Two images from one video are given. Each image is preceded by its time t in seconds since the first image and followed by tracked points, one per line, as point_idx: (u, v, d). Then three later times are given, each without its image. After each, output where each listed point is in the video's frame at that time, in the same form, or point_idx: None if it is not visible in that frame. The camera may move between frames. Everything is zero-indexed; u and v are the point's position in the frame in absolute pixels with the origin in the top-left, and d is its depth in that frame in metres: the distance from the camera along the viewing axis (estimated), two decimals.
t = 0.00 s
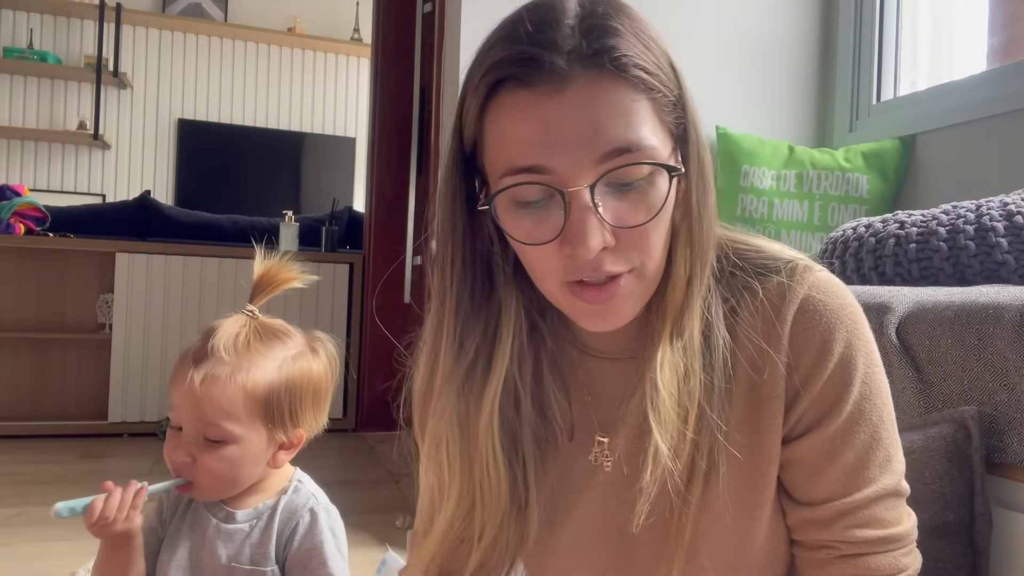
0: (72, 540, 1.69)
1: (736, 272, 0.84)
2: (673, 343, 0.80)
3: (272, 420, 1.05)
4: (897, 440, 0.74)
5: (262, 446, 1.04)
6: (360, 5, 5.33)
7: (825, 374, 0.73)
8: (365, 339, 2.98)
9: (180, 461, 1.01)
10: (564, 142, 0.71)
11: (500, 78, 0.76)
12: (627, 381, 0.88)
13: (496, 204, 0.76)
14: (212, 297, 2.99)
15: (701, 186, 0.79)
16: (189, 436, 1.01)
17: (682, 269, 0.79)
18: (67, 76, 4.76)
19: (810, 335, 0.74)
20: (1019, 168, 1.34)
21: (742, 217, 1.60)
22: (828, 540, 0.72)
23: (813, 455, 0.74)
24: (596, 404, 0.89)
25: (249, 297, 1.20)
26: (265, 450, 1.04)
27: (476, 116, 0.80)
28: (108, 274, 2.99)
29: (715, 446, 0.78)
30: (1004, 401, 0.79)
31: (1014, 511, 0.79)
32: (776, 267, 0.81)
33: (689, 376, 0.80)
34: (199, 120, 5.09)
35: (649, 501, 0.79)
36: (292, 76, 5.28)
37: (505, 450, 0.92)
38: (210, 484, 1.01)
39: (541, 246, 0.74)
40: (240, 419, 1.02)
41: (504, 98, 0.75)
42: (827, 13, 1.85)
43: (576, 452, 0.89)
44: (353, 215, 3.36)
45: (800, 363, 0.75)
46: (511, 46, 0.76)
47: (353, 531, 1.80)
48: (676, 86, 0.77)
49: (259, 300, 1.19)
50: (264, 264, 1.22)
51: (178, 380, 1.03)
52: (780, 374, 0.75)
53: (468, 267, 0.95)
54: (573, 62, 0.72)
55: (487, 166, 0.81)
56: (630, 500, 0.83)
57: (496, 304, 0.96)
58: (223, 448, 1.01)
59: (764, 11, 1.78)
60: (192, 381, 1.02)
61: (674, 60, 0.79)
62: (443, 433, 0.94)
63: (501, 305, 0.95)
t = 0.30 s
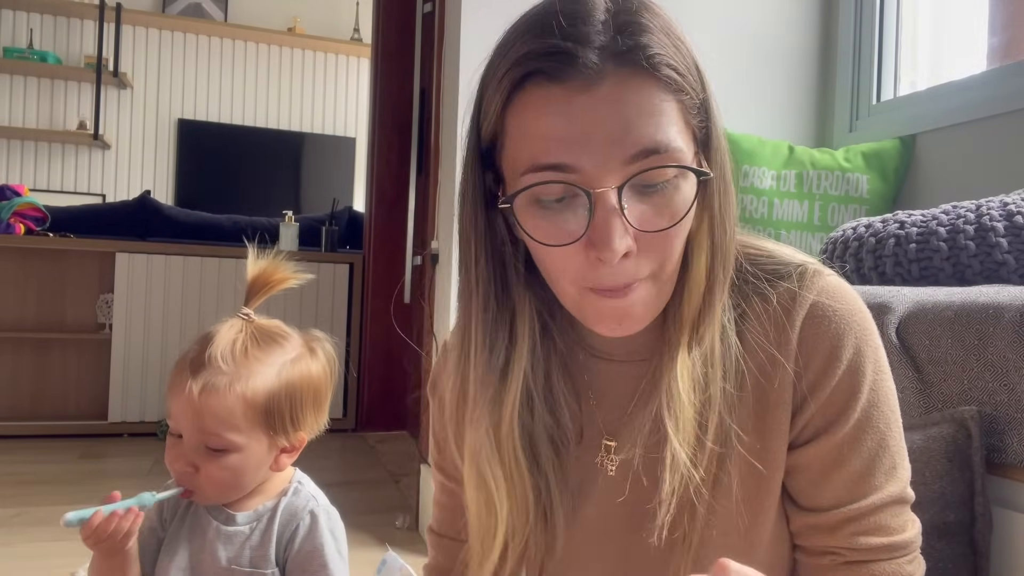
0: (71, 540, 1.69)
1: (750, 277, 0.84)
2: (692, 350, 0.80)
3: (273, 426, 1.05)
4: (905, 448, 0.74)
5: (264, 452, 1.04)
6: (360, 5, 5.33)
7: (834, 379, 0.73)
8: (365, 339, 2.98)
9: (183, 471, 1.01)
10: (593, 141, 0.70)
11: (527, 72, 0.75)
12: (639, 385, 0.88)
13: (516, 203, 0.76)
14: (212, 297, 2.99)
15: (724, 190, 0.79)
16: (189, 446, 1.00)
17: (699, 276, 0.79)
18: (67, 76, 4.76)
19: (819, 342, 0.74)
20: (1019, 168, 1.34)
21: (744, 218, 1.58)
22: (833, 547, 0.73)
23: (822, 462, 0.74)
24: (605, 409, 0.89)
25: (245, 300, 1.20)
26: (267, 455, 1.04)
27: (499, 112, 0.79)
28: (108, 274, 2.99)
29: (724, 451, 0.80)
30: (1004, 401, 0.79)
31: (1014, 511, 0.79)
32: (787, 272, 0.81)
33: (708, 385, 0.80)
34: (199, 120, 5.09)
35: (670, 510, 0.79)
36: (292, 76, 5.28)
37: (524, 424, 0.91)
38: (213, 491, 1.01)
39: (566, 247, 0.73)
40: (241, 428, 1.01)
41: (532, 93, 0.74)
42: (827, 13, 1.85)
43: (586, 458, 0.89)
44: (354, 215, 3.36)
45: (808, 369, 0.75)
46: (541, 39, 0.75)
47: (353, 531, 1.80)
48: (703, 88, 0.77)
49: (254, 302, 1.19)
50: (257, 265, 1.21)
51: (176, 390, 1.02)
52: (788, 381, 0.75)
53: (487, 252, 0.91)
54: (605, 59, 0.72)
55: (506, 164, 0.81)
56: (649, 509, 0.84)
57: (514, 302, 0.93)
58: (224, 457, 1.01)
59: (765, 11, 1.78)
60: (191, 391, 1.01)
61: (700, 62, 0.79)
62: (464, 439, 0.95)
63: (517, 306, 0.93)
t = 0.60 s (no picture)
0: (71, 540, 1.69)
1: (762, 278, 0.83)
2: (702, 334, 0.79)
3: (275, 429, 1.05)
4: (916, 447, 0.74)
5: (267, 455, 1.04)
6: (360, 5, 5.33)
7: (848, 378, 0.73)
8: (366, 339, 2.98)
9: (188, 478, 1.00)
10: (556, 155, 0.71)
11: (497, 88, 0.76)
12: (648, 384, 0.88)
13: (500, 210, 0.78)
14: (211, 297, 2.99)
15: (719, 193, 0.77)
16: (192, 453, 1.00)
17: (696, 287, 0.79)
18: (67, 76, 4.76)
19: (832, 341, 0.75)
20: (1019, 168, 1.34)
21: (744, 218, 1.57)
22: (841, 546, 0.73)
23: (830, 464, 0.74)
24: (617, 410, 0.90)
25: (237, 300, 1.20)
26: (270, 458, 1.04)
27: (479, 125, 0.81)
28: (108, 274, 2.99)
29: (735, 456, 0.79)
30: (1004, 401, 0.79)
31: (1014, 511, 0.79)
32: (798, 274, 0.80)
33: (706, 391, 0.79)
34: (198, 120, 5.09)
35: (662, 515, 0.80)
36: (292, 76, 5.28)
37: (530, 436, 0.92)
38: (219, 496, 1.01)
39: (543, 254, 0.76)
40: (243, 433, 1.01)
41: (503, 109, 0.76)
42: (827, 13, 1.85)
43: (598, 457, 0.90)
44: (353, 215, 3.36)
45: (823, 369, 0.75)
46: (511, 57, 0.76)
47: (353, 531, 1.80)
48: (689, 88, 0.75)
49: (248, 303, 1.19)
50: (248, 266, 1.21)
51: (175, 400, 1.02)
52: (804, 380, 0.75)
53: (493, 261, 0.93)
54: (569, 72, 0.71)
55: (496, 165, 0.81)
56: (646, 516, 0.84)
57: (518, 301, 0.95)
58: (228, 463, 1.01)
59: (765, 10, 1.77)
60: (191, 400, 1.00)
61: (687, 59, 0.77)
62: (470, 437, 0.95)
63: (525, 311, 0.94)
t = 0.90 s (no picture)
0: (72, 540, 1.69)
1: (757, 278, 0.83)
2: (680, 344, 0.78)
3: (285, 427, 1.05)
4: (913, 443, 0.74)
5: (280, 453, 1.04)
6: (360, 5, 5.33)
7: (842, 375, 0.73)
8: (365, 339, 2.98)
9: (202, 483, 1.00)
10: (513, 171, 0.72)
11: (462, 104, 0.79)
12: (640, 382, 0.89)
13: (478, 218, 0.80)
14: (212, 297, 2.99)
15: (691, 200, 0.76)
16: (204, 458, 1.00)
17: (681, 288, 0.77)
18: (67, 76, 4.76)
19: (826, 340, 0.75)
20: (1019, 167, 1.34)
21: (743, 216, 1.58)
22: (838, 542, 0.73)
23: (825, 462, 0.74)
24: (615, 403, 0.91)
25: (233, 301, 1.20)
26: (282, 455, 1.05)
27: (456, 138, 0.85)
28: (109, 275, 2.99)
29: (738, 452, 0.78)
30: (1004, 401, 0.79)
31: (1014, 511, 0.79)
32: (794, 273, 0.80)
33: (705, 382, 0.80)
34: (199, 120, 5.09)
35: (651, 519, 0.79)
36: (292, 77, 5.28)
37: (533, 430, 0.92)
38: (235, 496, 1.02)
39: (515, 260, 0.78)
40: (256, 434, 1.02)
41: (467, 125, 0.78)
42: (827, 13, 1.85)
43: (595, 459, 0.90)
44: (353, 215, 3.36)
45: (817, 366, 0.75)
46: (470, 76, 0.79)
47: (353, 531, 1.80)
48: (654, 96, 0.74)
49: (244, 303, 1.19)
50: (240, 266, 1.22)
51: (184, 407, 1.00)
52: (798, 378, 0.76)
53: (477, 267, 0.96)
54: (526, 87, 0.72)
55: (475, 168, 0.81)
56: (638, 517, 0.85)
57: (506, 299, 0.97)
58: (242, 464, 1.01)
59: (764, 10, 1.78)
60: (201, 407, 1.00)
61: (654, 67, 0.75)
62: (457, 427, 0.98)
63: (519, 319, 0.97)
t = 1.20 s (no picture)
0: (72, 540, 1.69)
1: (735, 273, 0.83)
2: (661, 346, 0.79)
3: (283, 424, 1.05)
4: (897, 434, 0.73)
5: (279, 450, 1.05)
6: (360, 5, 5.33)
7: (823, 365, 0.73)
8: (366, 340, 2.98)
9: (204, 485, 1.01)
10: (505, 171, 0.72)
11: (452, 106, 0.78)
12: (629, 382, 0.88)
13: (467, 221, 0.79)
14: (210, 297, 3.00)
15: (674, 198, 0.76)
16: (204, 459, 1.00)
17: (663, 287, 0.78)
18: (67, 76, 4.76)
19: (806, 331, 0.75)
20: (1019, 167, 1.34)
21: (742, 217, 1.60)
22: (815, 534, 0.73)
23: (806, 455, 0.74)
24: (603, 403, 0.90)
25: (226, 301, 1.20)
26: (281, 452, 1.06)
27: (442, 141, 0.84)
28: (109, 275, 2.99)
29: (718, 445, 0.78)
30: (1004, 401, 0.79)
31: (1015, 511, 0.79)
32: (774, 266, 0.80)
33: (689, 378, 0.80)
34: (198, 120, 5.09)
35: (633, 510, 0.81)
36: (292, 77, 5.28)
37: (515, 430, 0.93)
38: (237, 496, 1.03)
39: (505, 263, 0.77)
40: (255, 433, 1.02)
41: (457, 126, 0.78)
42: (827, 13, 1.85)
43: (579, 457, 0.90)
44: (353, 215, 3.36)
45: (797, 358, 0.75)
46: (460, 76, 0.78)
47: (353, 531, 1.79)
48: (640, 95, 0.74)
49: (236, 306, 1.19)
50: (229, 266, 1.21)
51: (182, 410, 1.01)
52: (780, 371, 0.75)
53: (460, 271, 0.96)
54: (516, 88, 0.72)
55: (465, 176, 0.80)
56: (618, 510, 0.84)
57: (491, 299, 0.98)
58: (242, 463, 1.02)
59: (763, 9, 1.78)
60: (198, 409, 1.00)
61: (639, 66, 0.75)
62: (443, 426, 0.99)
63: (506, 320, 0.96)
